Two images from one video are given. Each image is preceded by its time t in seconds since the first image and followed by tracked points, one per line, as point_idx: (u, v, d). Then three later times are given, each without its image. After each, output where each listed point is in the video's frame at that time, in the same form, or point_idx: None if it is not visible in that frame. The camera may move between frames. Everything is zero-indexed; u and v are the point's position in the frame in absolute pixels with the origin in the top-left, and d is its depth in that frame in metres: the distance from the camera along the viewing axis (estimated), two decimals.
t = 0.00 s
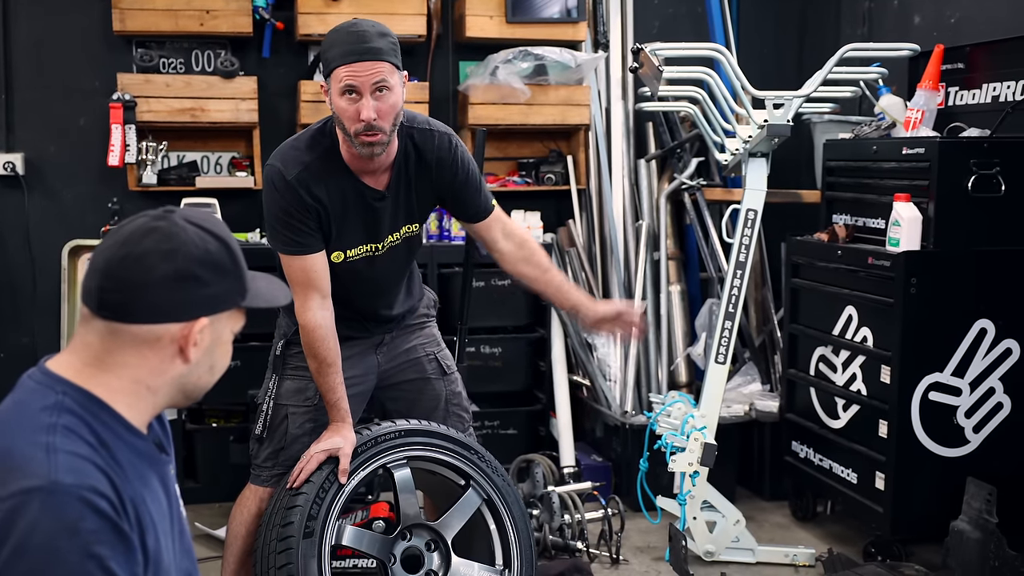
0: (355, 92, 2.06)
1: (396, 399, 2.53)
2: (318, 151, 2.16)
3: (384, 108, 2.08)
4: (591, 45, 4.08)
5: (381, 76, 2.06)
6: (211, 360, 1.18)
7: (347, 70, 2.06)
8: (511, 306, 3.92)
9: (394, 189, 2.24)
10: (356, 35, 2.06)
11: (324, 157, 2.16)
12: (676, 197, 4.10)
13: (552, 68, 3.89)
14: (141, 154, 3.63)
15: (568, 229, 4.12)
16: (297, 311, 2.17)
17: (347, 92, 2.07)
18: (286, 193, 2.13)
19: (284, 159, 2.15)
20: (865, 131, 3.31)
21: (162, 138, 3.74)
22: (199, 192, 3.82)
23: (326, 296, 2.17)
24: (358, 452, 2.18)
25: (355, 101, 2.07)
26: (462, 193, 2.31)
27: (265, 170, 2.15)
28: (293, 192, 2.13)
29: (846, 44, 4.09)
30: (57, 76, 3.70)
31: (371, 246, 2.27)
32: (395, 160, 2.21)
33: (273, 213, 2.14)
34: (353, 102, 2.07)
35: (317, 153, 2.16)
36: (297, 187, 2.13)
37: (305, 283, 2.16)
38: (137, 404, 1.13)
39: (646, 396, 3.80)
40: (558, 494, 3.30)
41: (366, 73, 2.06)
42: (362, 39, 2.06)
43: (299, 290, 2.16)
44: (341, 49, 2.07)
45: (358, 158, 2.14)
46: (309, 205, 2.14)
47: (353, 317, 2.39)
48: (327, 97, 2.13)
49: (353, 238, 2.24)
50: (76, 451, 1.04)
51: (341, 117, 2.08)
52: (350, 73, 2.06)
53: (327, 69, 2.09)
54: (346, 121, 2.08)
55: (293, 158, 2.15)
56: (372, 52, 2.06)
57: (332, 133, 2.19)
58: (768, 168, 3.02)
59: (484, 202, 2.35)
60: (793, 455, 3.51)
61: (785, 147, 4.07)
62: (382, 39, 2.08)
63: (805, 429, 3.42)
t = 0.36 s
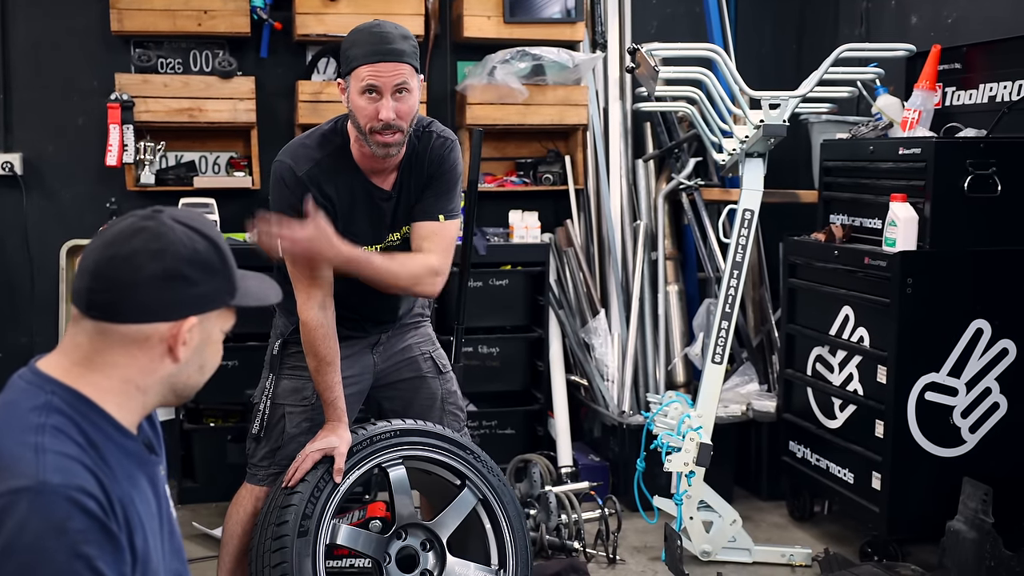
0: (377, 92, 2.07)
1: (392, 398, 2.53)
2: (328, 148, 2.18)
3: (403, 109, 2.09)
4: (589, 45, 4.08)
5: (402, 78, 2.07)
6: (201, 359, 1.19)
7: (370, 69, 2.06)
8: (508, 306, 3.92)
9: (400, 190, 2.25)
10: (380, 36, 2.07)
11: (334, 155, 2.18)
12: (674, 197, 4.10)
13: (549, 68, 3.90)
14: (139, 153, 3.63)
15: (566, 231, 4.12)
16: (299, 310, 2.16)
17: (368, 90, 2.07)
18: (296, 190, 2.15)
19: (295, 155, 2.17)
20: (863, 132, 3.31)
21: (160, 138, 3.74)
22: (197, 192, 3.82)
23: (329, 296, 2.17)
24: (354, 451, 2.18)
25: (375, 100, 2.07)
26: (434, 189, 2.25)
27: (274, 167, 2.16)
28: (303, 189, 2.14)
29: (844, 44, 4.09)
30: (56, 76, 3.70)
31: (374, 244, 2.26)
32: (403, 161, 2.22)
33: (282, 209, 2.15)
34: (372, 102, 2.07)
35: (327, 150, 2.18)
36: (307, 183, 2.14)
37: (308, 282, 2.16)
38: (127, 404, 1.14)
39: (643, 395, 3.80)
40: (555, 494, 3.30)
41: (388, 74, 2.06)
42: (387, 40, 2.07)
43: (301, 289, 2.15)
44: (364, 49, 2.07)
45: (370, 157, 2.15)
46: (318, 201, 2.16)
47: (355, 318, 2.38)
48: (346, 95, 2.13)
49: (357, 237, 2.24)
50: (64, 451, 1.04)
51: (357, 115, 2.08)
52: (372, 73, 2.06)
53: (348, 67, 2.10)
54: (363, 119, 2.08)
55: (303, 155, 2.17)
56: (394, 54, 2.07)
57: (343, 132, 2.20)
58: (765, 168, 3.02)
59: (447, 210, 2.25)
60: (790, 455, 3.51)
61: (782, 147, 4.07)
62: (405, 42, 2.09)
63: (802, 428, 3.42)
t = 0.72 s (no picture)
0: (368, 93, 2.07)
1: (387, 398, 2.53)
2: (320, 149, 2.18)
3: (394, 110, 2.09)
4: (586, 45, 4.08)
5: (393, 78, 2.07)
6: (192, 360, 1.19)
7: (360, 71, 2.06)
8: (506, 306, 3.92)
9: (393, 189, 2.26)
10: (370, 37, 2.07)
11: (327, 155, 2.18)
12: (672, 196, 4.10)
13: (547, 68, 3.90)
14: (137, 153, 3.63)
15: (563, 230, 4.10)
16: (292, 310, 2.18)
17: (359, 92, 2.07)
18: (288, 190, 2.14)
19: (287, 157, 2.15)
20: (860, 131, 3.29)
21: (157, 138, 3.74)
22: (195, 192, 3.83)
23: (321, 296, 2.18)
24: (348, 450, 2.18)
25: (366, 101, 2.07)
26: (435, 186, 2.28)
27: (267, 168, 2.15)
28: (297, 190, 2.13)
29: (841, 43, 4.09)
30: (53, 76, 3.70)
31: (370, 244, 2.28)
32: (395, 161, 2.23)
33: (276, 210, 2.13)
34: (364, 103, 2.07)
35: (319, 150, 2.18)
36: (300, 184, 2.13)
37: (302, 281, 2.16)
38: (117, 404, 1.14)
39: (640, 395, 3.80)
40: (552, 493, 3.30)
41: (379, 75, 2.06)
42: (376, 40, 2.07)
43: (295, 288, 2.16)
44: (354, 50, 2.07)
45: (362, 158, 2.15)
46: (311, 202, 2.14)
47: (350, 318, 2.39)
48: (337, 97, 2.13)
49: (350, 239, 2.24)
50: (54, 451, 1.05)
51: (349, 117, 2.09)
52: (363, 74, 2.06)
53: (338, 69, 2.10)
54: (355, 121, 2.08)
55: (296, 156, 2.16)
56: (385, 54, 2.07)
57: (335, 132, 2.20)
58: (762, 168, 3.02)
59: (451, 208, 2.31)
60: (787, 455, 3.51)
61: (780, 147, 4.07)
62: (395, 42, 2.10)
63: (799, 428, 3.42)
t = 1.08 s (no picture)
0: (361, 93, 2.07)
1: (384, 398, 2.53)
2: (315, 148, 2.17)
3: (388, 109, 2.09)
4: (585, 45, 4.07)
5: (386, 78, 2.07)
6: (184, 361, 1.19)
7: (353, 71, 2.06)
8: (504, 305, 3.92)
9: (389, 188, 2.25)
10: (363, 37, 2.07)
11: (321, 155, 2.17)
12: (671, 196, 4.10)
13: (545, 67, 3.90)
14: (135, 153, 3.64)
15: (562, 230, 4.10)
16: (287, 309, 2.20)
17: (352, 92, 2.08)
18: (283, 190, 2.14)
19: (282, 156, 2.16)
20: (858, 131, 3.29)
21: (156, 138, 3.75)
22: (193, 191, 3.83)
23: (317, 295, 2.20)
24: (344, 450, 2.19)
25: (359, 101, 2.07)
26: (433, 180, 2.28)
27: (262, 167, 2.16)
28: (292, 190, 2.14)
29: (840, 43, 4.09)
30: (52, 75, 3.71)
31: (365, 243, 2.27)
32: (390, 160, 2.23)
33: (270, 210, 2.15)
34: (357, 103, 2.07)
35: (314, 149, 2.17)
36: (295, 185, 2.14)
37: (297, 281, 2.18)
38: (109, 403, 1.14)
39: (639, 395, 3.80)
40: (551, 493, 3.30)
41: (372, 75, 2.06)
42: (369, 40, 2.07)
43: (290, 288, 2.18)
44: (347, 50, 2.07)
45: (357, 158, 2.15)
46: (305, 202, 2.15)
47: (346, 317, 2.39)
48: (331, 97, 2.13)
49: (346, 238, 2.24)
50: (44, 451, 1.05)
51: (343, 117, 2.08)
52: (356, 74, 2.06)
53: (331, 69, 2.10)
54: (349, 121, 2.08)
55: (291, 155, 2.16)
56: (377, 54, 2.07)
57: (330, 132, 2.20)
58: (760, 167, 3.02)
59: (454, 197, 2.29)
60: (786, 455, 3.51)
61: (779, 147, 4.07)
62: (389, 42, 2.10)
63: (797, 428, 3.42)
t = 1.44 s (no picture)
0: (359, 94, 2.08)
1: (382, 398, 2.53)
2: (314, 149, 2.18)
3: (387, 110, 2.10)
4: (583, 44, 4.07)
5: (385, 79, 2.07)
6: (179, 361, 1.19)
7: (351, 72, 2.07)
8: (502, 305, 3.92)
9: (388, 189, 2.25)
10: (361, 37, 2.07)
11: (319, 155, 2.18)
12: (669, 196, 4.10)
13: (544, 67, 3.90)
14: (134, 153, 3.64)
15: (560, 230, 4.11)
16: (285, 308, 2.20)
17: (350, 93, 2.08)
18: (280, 190, 2.15)
19: (280, 156, 2.17)
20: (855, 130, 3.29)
21: (154, 137, 3.75)
22: (191, 191, 3.83)
23: (314, 294, 2.20)
24: (341, 449, 2.19)
25: (358, 103, 2.08)
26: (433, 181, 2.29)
27: (260, 167, 2.16)
28: (290, 191, 2.15)
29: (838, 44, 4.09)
30: (51, 75, 3.71)
31: (363, 243, 2.27)
32: (388, 160, 2.23)
33: (267, 210, 2.15)
34: (356, 104, 2.08)
35: (313, 150, 2.18)
36: (292, 185, 2.15)
37: (294, 280, 2.18)
38: (103, 402, 1.14)
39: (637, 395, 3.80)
40: (548, 493, 3.29)
41: (370, 76, 2.07)
42: (367, 41, 2.07)
43: (287, 287, 2.18)
44: (345, 52, 2.07)
45: (356, 158, 2.15)
46: (303, 202, 2.16)
47: (343, 317, 2.39)
48: (329, 98, 2.14)
49: (343, 238, 2.25)
50: (38, 450, 1.05)
51: (343, 118, 2.09)
52: (354, 75, 2.06)
53: (329, 70, 2.10)
54: (349, 122, 2.08)
55: (288, 155, 2.17)
56: (376, 55, 2.07)
57: (327, 132, 2.21)
58: (757, 167, 3.02)
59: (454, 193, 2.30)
60: (783, 454, 3.51)
61: (777, 147, 4.08)
62: (385, 42, 2.10)
63: (795, 428, 3.42)
